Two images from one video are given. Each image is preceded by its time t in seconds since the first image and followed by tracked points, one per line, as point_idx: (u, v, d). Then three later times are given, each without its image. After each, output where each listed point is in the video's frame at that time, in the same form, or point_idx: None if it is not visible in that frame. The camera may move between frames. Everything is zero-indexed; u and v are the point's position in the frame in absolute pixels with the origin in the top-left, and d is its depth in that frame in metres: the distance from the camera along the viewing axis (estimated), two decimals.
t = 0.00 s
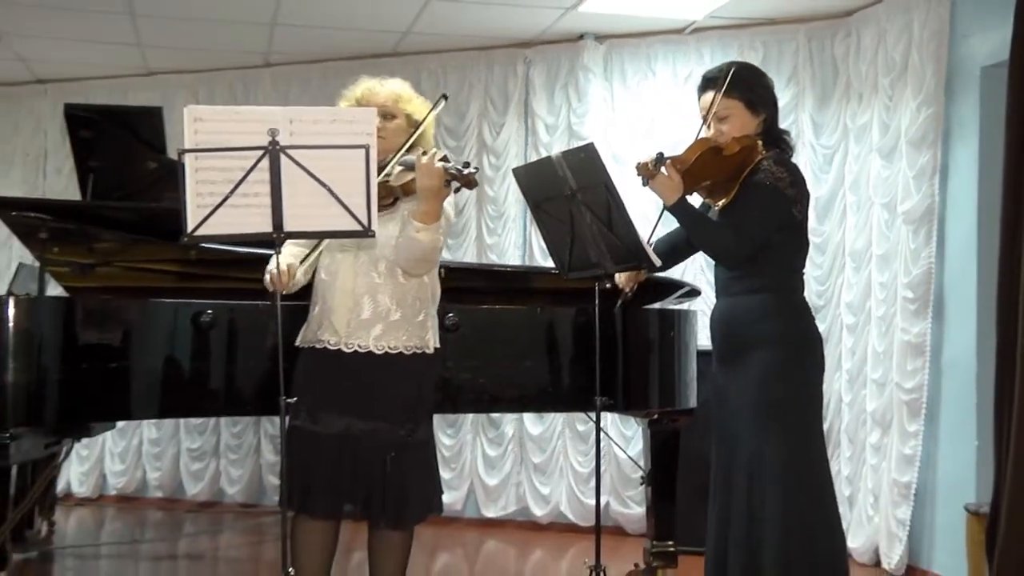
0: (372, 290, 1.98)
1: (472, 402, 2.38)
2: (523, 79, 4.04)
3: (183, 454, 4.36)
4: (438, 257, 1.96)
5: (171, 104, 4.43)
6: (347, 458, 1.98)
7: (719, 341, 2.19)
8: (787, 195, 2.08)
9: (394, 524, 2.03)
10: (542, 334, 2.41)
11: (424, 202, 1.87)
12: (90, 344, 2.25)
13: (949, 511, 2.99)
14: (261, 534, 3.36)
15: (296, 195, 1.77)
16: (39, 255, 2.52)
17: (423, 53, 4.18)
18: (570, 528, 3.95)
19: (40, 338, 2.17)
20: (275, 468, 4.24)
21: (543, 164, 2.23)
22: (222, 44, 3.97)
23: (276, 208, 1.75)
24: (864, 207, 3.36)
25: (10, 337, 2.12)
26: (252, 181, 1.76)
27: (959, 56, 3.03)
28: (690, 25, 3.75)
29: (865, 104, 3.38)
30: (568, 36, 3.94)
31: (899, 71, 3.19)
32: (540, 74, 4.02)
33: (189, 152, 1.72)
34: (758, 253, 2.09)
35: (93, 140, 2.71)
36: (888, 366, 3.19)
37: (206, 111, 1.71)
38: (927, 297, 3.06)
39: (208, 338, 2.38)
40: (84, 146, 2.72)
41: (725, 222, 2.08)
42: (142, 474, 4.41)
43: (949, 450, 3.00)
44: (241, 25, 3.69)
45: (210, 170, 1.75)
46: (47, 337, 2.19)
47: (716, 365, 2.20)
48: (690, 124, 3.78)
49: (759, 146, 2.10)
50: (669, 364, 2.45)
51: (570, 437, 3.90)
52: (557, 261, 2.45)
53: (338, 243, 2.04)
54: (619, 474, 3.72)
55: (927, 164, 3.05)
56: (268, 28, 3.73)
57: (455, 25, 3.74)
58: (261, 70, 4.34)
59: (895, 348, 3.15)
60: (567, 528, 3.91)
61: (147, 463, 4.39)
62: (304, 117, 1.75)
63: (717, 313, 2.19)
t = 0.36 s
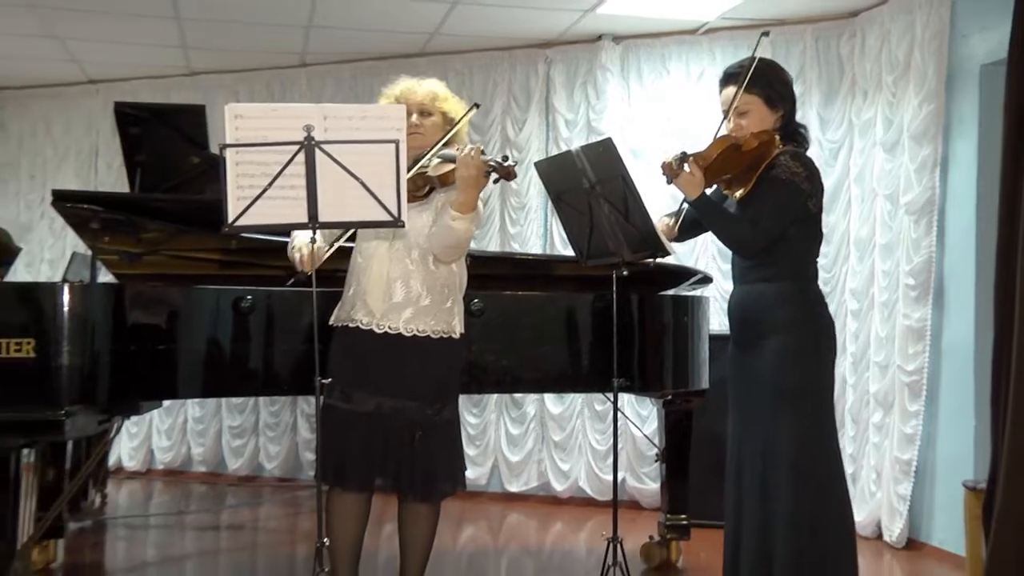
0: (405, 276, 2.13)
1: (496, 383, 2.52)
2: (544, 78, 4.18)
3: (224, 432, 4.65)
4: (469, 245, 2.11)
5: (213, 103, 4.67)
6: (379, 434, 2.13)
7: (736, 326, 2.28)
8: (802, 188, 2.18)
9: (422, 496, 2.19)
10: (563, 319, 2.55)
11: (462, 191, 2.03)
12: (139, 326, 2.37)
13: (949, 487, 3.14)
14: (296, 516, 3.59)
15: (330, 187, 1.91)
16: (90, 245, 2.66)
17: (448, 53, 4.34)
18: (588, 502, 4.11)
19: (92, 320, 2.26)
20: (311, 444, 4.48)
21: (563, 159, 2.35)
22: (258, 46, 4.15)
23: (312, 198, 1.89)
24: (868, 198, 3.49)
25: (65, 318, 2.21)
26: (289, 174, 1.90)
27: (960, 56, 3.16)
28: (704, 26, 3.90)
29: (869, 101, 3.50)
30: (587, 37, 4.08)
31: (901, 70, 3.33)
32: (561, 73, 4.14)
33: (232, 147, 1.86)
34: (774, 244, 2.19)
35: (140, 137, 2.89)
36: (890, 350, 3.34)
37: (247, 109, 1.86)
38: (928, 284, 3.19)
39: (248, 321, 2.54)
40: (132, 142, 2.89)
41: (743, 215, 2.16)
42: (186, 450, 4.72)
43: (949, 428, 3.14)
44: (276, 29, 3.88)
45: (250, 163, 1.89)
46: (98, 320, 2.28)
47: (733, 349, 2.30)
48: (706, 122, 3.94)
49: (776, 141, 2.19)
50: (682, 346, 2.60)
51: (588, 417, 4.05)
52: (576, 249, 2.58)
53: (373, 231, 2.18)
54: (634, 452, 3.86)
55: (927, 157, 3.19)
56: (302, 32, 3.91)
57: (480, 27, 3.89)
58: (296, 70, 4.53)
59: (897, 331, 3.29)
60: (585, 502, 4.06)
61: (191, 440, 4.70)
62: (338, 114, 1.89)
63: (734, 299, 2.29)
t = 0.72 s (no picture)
0: (430, 267, 2.27)
1: (520, 367, 2.68)
2: (567, 79, 4.39)
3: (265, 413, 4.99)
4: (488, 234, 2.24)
5: (255, 103, 4.94)
6: (408, 417, 2.30)
7: (758, 316, 2.34)
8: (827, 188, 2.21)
9: (448, 475, 2.37)
10: (584, 308, 2.70)
11: (479, 182, 2.11)
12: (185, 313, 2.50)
13: (949, 466, 3.36)
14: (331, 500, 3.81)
15: (365, 182, 2.01)
16: (141, 238, 2.85)
17: (476, 56, 4.54)
18: (609, 482, 4.29)
19: (142, 308, 2.36)
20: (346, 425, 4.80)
21: (586, 156, 2.49)
22: (295, 50, 4.37)
23: (347, 193, 2.00)
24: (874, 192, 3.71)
25: (118, 306, 2.31)
26: (326, 171, 2.01)
27: (961, 55, 3.39)
28: (717, 30, 4.09)
29: (875, 100, 3.71)
30: (607, 40, 4.30)
31: (907, 69, 3.54)
32: (582, 75, 4.37)
33: (272, 146, 1.97)
34: (800, 243, 2.24)
35: (187, 136, 3.05)
36: (895, 337, 3.59)
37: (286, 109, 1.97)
38: (931, 275, 3.43)
39: (288, 310, 2.72)
40: (179, 140, 3.06)
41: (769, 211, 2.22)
42: (231, 430, 5.07)
43: (951, 408, 3.37)
44: (313, 35, 4.10)
45: (290, 160, 2.01)
46: (147, 306, 2.38)
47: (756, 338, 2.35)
48: (723, 122, 4.11)
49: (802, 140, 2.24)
50: (697, 334, 2.74)
51: (609, 402, 4.23)
52: (597, 241, 2.72)
53: (397, 225, 2.31)
54: (651, 433, 4.06)
55: (931, 154, 3.42)
56: (337, 38, 4.14)
57: (506, 31, 4.06)
58: (333, 72, 4.77)
59: (901, 320, 3.53)
60: (605, 481, 4.24)
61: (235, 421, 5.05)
62: (371, 114, 1.99)
63: (758, 290, 2.34)
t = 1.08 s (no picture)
0: (450, 262, 2.45)
1: (546, 355, 2.84)
2: (590, 83, 4.63)
3: (307, 399, 5.37)
4: (502, 230, 2.40)
5: (296, 107, 5.21)
6: (435, 403, 2.48)
7: (782, 307, 2.39)
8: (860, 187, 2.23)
9: (474, 459, 2.54)
10: (606, 300, 2.86)
11: (488, 184, 2.30)
12: (232, 307, 2.68)
13: (954, 452, 3.48)
14: (368, 486, 4.05)
15: (400, 181, 2.13)
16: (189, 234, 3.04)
17: (502, 61, 4.69)
18: (629, 464, 4.46)
19: (191, 301, 2.58)
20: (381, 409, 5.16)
21: (608, 156, 2.65)
22: (332, 57, 4.59)
23: (383, 192, 2.12)
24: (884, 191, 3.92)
25: (169, 299, 2.54)
26: (363, 170, 2.12)
27: (965, 60, 3.53)
28: (733, 36, 4.32)
29: (883, 101, 3.91)
30: (627, 46, 4.52)
31: (912, 72, 3.71)
32: (605, 79, 4.60)
33: (313, 147, 2.08)
34: (832, 243, 2.27)
35: (232, 138, 3.24)
36: (901, 328, 3.76)
37: (325, 112, 2.08)
38: (936, 268, 3.57)
39: (326, 302, 2.90)
40: (226, 143, 3.25)
41: (806, 210, 2.22)
42: (273, 415, 5.47)
43: (954, 394, 3.50)
44: (349, 44, 4.32)
45: (328, 160, 2.11)
46: (196, 299, 2.60)
47: (779, 328, 2.41)
48: (740, 122, 4.34)
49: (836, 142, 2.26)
50: (713, 325, 2.89)
51: (629, 389, 4.41)
52: (619, 237, 2.86)
53: (417, 222, 2.48)
54: (670, 419, 4.24)
55: (936, 153, 3.56)
56: (372, 46, 4.35)
57: (533, 39, 4.24)
58: (369, 77, 4.99)
59: (908, 311, 3.69)
60: (626, 463, 4.41)
61: (278, 406, 5.44)
62: (406, 116, 2.10)
63: (783, 283, 2.40)
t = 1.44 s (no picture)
0: (473, 258, 2.61)
1: (566, 344, 3.01)
2: (609, 87, 4.78)
3: (341, 385, 5.75)
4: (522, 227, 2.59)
5: (331, 110, 5.45)
6: (463, 389, 2.67)
7: (795, 301, 2.52)
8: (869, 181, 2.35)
9: (498, 441, 2.73)
10: (624, 292, 3.02)
11: (510, 184, 2.45)
12: (272, 299, 2.89)
13: (955, 437, 3.59)
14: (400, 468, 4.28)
15: (429, 178, 2.29)
16: (233, 230, 3.23)
17: (528, 67, 4.90)
18: (646, 447, 4.62)
19: (233, 293, 2.77)
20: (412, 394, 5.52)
21: (626, 157, 2.79)
22: (364, 64, 4.80)
23: (413, 189, 2.27)
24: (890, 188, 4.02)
25: (213, 292, 2.73)
26: (394, 169, 2.28)
27: (967, 62, 3.61)
28: (744, 42, 4.46)
29: (887, 103, 4.02)
30: (644, 52, 4.66)
31: (916, 75, 3.80)
32: (623, 84, 4.74)
33: (347, 148, 2.24)
34: (838, 231, 2.38)
35: (272, 139, 3.44)
36: (904, 319, 3.87)
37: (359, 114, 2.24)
38: (937, 262, 3.68)
39: (360, 295, 3.09)
40: (265, 144, 3.45)
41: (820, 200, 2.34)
42: (310, 400, 5.85)
43: (955, 383, 3.60)
44: (380, 51, 4.52)
45: (362, 160, 2.27)
46: (238, 292, 2.78)
47: (792, 321, 2.54)
48: (755, 123, 4.47)
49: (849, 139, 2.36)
50: (726, 316, 3.04)
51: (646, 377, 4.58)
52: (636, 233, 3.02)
53: (441, 220, 2.64)
54: (684, 404, 4.42)
55: (938, 152, 3.66)
56: (402, 53, 4.56)
57: (556, 45, 4.40)
58: (401, 82, 5.21)
59: (910, 303, 3.81)
60: (642, 447, 4.57)
61: (315, 392, 5.83)
62: (435, 118, 2.26)
63: (795, 277, 2.52)
